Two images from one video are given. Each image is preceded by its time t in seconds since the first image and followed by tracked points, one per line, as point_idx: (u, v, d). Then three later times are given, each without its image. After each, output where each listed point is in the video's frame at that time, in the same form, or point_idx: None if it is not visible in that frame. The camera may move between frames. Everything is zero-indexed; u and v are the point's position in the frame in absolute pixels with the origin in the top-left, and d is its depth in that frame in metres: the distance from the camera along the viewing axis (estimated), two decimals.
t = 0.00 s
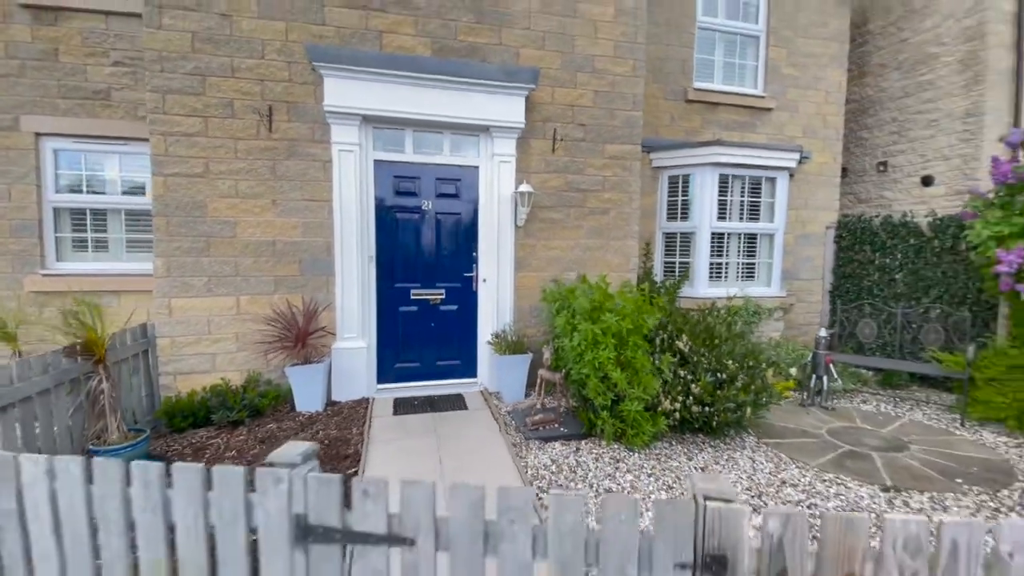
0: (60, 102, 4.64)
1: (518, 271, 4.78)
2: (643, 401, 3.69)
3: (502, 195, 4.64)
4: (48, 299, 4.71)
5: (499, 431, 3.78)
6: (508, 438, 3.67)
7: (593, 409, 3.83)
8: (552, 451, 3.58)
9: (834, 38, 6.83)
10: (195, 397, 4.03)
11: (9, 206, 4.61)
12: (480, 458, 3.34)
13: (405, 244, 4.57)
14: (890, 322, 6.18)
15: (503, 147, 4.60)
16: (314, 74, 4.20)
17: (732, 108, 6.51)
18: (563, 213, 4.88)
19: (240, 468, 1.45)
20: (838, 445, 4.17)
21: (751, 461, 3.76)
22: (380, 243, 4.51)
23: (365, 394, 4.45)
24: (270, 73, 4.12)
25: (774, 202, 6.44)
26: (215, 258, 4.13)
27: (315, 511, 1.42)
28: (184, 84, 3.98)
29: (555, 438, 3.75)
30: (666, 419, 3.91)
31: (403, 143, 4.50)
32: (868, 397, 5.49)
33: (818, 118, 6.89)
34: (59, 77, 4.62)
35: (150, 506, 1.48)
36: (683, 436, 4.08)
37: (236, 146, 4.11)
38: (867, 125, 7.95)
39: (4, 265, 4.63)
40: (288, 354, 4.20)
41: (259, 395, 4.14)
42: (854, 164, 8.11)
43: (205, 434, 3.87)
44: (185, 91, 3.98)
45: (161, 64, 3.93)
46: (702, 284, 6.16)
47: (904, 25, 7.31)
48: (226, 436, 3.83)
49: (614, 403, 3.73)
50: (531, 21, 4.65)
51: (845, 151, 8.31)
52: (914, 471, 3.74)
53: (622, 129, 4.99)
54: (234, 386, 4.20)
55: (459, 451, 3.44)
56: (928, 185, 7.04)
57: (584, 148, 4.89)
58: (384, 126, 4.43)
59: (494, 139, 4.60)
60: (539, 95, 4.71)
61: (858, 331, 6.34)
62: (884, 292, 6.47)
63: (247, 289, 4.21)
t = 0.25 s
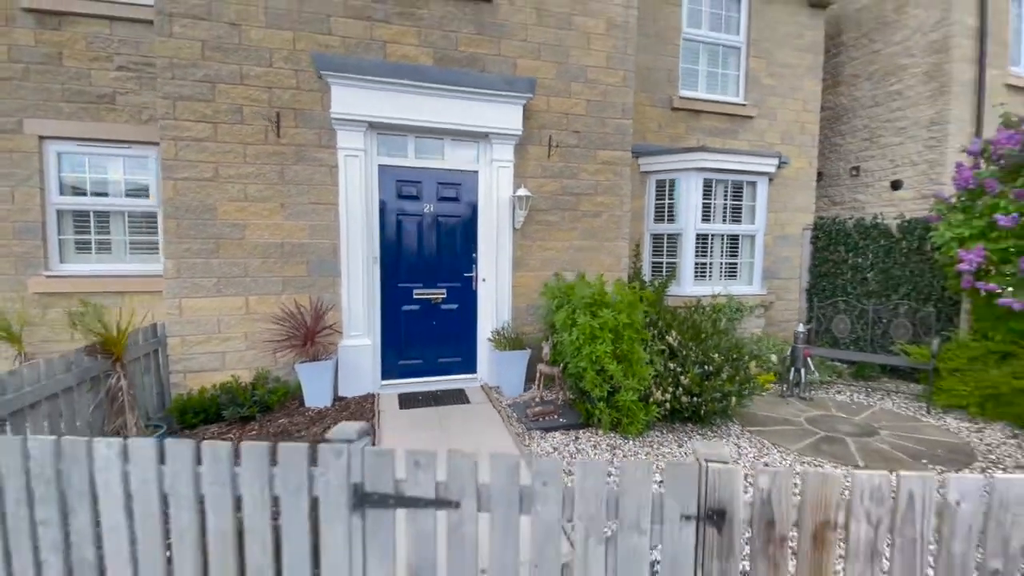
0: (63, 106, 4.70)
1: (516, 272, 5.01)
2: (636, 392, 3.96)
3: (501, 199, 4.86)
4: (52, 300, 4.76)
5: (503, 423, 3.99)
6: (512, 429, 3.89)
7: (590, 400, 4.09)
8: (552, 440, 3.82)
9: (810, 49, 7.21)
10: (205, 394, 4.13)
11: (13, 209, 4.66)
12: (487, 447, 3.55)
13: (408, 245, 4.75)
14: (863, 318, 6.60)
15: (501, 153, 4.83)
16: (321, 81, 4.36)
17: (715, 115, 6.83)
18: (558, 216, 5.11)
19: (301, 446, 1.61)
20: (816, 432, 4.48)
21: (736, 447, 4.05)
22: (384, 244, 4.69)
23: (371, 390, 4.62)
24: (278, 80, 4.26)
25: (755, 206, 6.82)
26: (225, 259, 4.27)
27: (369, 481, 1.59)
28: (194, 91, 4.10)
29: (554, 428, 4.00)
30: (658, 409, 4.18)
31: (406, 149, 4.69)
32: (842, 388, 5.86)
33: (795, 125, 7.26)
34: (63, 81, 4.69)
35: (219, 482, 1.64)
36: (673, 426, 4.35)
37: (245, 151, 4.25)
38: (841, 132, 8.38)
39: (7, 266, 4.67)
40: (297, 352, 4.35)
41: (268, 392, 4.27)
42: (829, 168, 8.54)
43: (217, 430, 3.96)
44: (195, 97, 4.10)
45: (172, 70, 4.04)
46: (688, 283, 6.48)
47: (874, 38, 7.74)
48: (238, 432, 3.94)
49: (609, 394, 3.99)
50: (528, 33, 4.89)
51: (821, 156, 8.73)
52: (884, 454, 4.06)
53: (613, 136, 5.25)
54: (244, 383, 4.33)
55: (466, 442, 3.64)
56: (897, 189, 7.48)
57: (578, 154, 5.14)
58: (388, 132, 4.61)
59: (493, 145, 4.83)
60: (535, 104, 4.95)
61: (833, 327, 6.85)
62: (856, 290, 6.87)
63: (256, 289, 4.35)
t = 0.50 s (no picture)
0: (65, 107, 4.78)
1: (511, 269, 5.25)
2: (628, 380, 4.23)
3: (497, 200, 5.10)
4: (53, 299, 4.83)
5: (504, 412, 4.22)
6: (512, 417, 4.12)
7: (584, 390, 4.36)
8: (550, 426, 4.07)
9: (784, 59, 7.61)
10: (213, 389, 4.26)
11: (15, 209, 4.73)
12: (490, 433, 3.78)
13: (409, 245, 4.95)
14: (835, 313, 7.04)
15: (498, 156, 5.07)
16: (325, 87, 4.53)
17: (697, 120, 7.17)
18: (551, 216, 5.37)
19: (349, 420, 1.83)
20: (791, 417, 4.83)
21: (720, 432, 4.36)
22: (386, 244, 4.89)
23: (373, 384, 4.81)
24: (283, 85, 4.42)
25: (733, 209, 7.25)
26: (232, 258, 4.41)
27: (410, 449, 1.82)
28: (202, 95, 4.23)
29: (552, 416, 4.25)
30: (648, 397, 4.43)
31: (406, 152, 4.89)
32: (815, 378, 6.26)
33: (771, 130, 7.66)
34: (65, 82, 4.76)
35: (273, 454, 1.83)
36: (661, 414, 4.63)
37: (251, 153, 4.40)
38: (814, 137, 8.81)
39: (9, 266, 4.73)
40: (302, 347, 4.52)
41: (275, 386, 4.43)
42: (803, 171, 8.97)
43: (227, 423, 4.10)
44: (203, 101, 4.24)
45: (180, 75, 4.17)
46: (672, 280, 6.82)
47: (844, 48, 8.19)
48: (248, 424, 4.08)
49: (602, 383, 4.26)
50: (522, 42, 5.14)
51: (796, 160, 9.15)
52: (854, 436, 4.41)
53: (602, 141, 5.53)
54: (251, 378, 4.48)
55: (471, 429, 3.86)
56: (867, 191, 7.92)
57: (569, 158, 5.41)
58: (389, 136, 4.81)
59: (489, 149, 5.06)
60: (529, 110, 5.20)
61: (808, 322, 7.31)
62: (829, 286, 7.28)
63: (262, 287, 4.51)
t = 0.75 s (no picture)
0: (68, 111, 4.85)
1: (507, 270, 5.49)
2: (619, 374, 4.54)
3: (493, 203, 5.35)
4: (56, 301, 4.90)
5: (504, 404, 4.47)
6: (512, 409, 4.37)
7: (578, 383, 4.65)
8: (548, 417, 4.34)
9: (761, 69, 8.02)
10: (222, 387, 4.40)
11: (18, 212, 4.79)
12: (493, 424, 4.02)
13: (409, 247, 5.15)
14: (809, 310, 7.51)
15: (494, 161, 5.32)
16: (328, 95, 4.71)
17: (680, 127, 7.51)
18: (544, 219, 5.63)
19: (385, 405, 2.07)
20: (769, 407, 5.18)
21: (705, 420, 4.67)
22: (387, 246, 5.07)
23: (376, 380, 5.00)
24: (289, 93, 4.58)
25: (714, 212, 7.65)
26: (239, 260, 4.55)
27: (441, 430, 2.06)
28: (209, 102, 4.37)
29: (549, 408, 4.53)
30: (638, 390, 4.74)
31: (406, 157, 5.09)
32: (791, 370, 6.65)
33: (749, 136, 8.05)
34: (68, 87, 4.83)
35: (317, 437, 2.04)
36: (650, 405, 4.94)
37: (257, 158, 4.54)
38: (789, 143, 9.26)
39: (12, 268, 4.79)
40: (308, 345, 4.68)
41: (282, 384, 4.58)
42: (779, 175, 9.41)
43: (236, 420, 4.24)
44: (210, 108, 4.38)
45: (188, 82, 4.30)
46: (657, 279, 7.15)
47: (816, 59, 8.65)
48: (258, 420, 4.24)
49: (596, 377, 4.55)
50: (516, 53, 5.39)
51: (772, 164, 9.58)
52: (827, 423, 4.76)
53: (592, 147, 5.81)
54: (257, 376, 4.62)
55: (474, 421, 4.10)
56: (838, 195, 8.39)
57: (561, 163, 5.68)
58: (390, 142, 5.00)
59: (486, 155, 5.30)
60: (523, 118, 5.46)
61: (783, 318, 7.74)
62: (803, 285, 7.70)
63: (268, 288, 4.66)
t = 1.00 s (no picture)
0: (72, 114, 4.95)
1: (504, 268, 5.74)
2: (612, 366, 4.86)
3: (491, 205, 5.59)
4: (59, 301, 4.97)
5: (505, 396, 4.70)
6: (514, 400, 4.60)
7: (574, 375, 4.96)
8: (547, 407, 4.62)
9: (740, 77, 8.42)
10: (230, 384, 4.52)
11: (21, 212, 4.85)
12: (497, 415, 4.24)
13: (411, 247, 5.34)
14: (787, 306, 7.92)
15: (492, 164, 5.56)
16: (333, 100, 4.86)
17: (665, 131, 7.84)
18: (538, 221, 5.90)
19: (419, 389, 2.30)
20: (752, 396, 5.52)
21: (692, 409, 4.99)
22: (389, 246, 5.26)
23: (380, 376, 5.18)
24: (294, 98, 4.73)
25: (697, 213, 8.00)
26: (246, 259, 4.67)
27: (469, 411, 2.29)
28: (218, 106, 4.50)
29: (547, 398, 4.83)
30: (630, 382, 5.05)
31: (408, 160, 5.28)
32: (770, 363, 7.04)
33: (730, 141, 8.44)
34: (72, 90, 4.94)
35: (356, 419, 2.25)
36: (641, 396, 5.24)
37: (264, 161, 4.67)
38: (766, 147, 9.70)
39: (15, 268, 4.84)
40: (315, 342, 4.84)
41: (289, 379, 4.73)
42: (757, 178, 9.86)
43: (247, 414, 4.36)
44: (219, 112, 4.50)
45: (196, 87, 4.42)
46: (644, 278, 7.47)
47: (792, 68, 9.09)
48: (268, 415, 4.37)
49: (591, 369, 4.86)
50: (512, 61, 5.62)
51: (751, 168, 10.01)
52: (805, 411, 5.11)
53: (583, 151, 6.09)
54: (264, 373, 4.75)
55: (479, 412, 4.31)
56: (812, 197, 8.85)
57: (554, 167, 5.95)
58: (392, 145, 5.18)
59: (484, 158, 5.54)
60: (518, 123, 5.71)
61: (762, 314, 8.14)
62: (780, 282, 8.13)
63: (275, 287, 4.79)
